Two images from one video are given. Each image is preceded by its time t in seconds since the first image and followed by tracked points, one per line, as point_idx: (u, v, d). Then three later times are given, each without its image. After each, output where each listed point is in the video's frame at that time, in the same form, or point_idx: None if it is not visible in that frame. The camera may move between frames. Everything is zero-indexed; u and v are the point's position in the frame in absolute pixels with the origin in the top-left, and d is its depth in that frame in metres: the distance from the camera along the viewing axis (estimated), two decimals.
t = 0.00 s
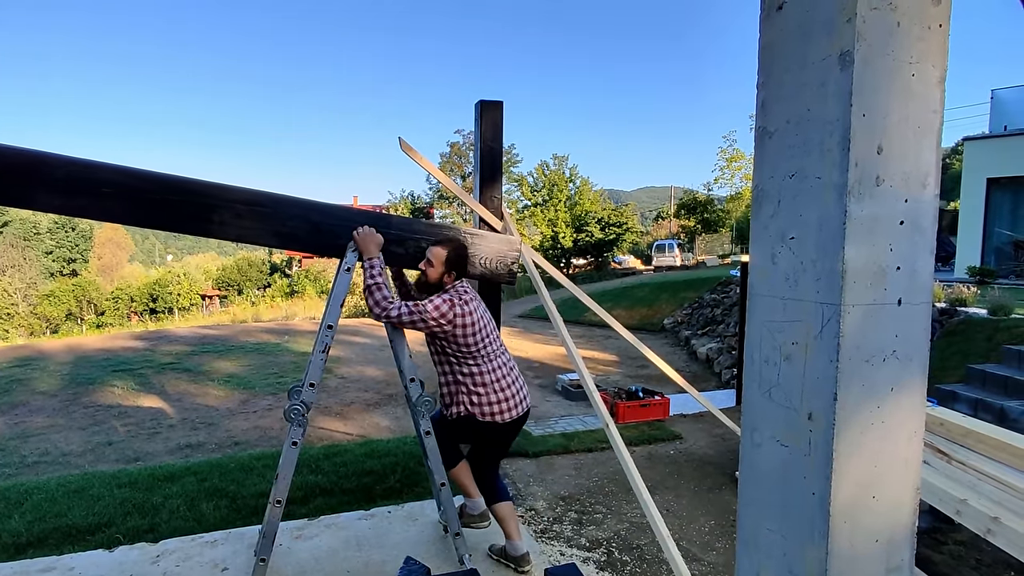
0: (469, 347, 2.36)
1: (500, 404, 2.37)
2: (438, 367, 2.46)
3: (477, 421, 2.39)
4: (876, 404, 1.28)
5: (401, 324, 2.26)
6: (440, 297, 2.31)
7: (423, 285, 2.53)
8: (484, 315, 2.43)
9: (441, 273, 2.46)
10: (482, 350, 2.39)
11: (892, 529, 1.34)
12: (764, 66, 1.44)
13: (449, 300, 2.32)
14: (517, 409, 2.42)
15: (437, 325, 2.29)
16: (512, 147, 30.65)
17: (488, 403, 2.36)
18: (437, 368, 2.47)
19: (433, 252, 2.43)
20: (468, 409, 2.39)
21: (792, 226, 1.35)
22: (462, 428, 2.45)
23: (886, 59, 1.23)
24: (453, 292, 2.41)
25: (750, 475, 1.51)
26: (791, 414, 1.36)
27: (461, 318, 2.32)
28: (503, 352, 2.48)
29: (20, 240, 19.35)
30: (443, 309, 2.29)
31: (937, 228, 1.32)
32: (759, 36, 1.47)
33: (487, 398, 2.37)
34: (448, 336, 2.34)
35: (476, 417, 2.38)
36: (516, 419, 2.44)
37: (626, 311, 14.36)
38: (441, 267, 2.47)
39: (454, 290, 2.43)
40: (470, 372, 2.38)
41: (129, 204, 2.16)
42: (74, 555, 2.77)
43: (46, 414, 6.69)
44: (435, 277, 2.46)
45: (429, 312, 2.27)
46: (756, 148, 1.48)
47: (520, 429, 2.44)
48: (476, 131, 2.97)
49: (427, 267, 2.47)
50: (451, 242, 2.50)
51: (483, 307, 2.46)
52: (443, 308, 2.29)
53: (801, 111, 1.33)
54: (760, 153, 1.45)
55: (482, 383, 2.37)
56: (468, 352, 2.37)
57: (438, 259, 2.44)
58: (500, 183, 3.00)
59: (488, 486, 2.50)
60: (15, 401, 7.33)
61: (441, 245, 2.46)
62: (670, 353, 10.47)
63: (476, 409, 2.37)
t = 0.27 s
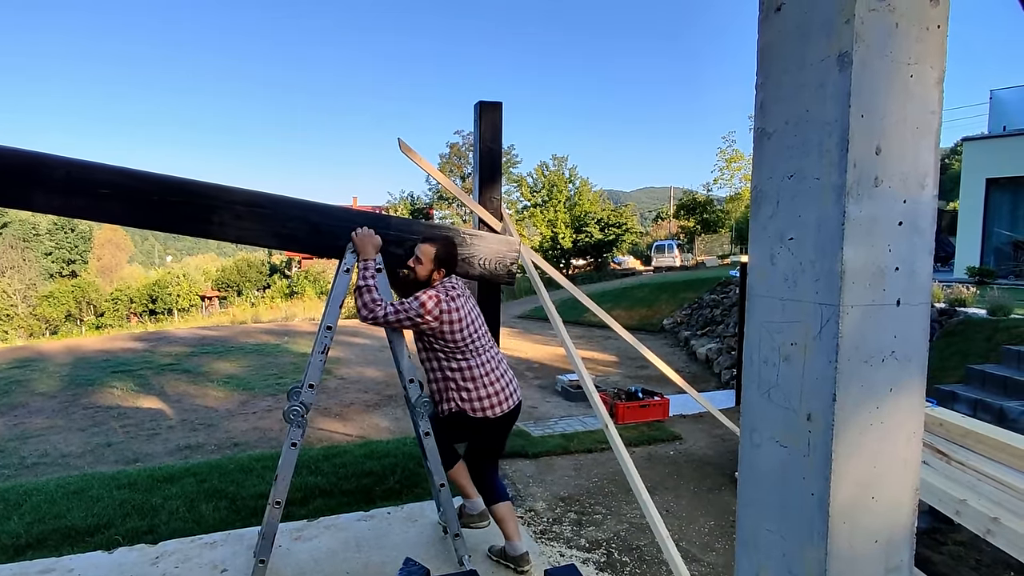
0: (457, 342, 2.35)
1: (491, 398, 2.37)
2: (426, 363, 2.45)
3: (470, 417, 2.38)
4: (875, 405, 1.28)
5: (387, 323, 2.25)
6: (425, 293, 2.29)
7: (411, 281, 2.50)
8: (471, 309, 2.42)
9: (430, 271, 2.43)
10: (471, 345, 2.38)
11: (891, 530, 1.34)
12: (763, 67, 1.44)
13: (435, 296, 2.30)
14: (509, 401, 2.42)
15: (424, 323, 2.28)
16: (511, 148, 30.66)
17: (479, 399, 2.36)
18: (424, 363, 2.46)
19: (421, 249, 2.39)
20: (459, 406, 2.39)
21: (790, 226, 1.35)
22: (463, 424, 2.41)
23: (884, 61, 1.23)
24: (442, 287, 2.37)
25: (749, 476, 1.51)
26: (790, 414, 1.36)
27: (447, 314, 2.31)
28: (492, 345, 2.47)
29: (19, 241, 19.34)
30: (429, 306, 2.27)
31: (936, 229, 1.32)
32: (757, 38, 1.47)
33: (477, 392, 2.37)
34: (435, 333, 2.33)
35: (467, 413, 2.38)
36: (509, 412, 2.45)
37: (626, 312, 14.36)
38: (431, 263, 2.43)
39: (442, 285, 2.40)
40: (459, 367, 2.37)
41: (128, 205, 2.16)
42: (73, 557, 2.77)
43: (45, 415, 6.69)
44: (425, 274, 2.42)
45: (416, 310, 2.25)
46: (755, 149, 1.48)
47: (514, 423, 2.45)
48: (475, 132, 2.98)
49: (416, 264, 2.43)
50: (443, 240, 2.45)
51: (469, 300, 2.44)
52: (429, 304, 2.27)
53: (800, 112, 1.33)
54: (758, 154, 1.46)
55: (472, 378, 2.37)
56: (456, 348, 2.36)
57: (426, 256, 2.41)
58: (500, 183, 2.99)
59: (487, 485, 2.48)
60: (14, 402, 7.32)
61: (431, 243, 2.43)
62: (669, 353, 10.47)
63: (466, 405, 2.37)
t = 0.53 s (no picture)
0: (457, 338, 2.36)
1: (492, 394, 2.37)
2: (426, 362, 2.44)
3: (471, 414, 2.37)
4: (875, 406, 1.28)
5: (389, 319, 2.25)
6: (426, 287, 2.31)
7: (411, 280, 2.50)
8: (471, 306, 2.44)
9: (430, 265, 2.43)
10: (471, 340, 2.40)
11: (891, 531, 1.34)
12: (762, 68, 1.44)
13: (437, 290, 2.32)
14: (508, 397, 2.43)
15: (426, 317, 2.28)
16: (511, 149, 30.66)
17: (480, 395, 2.36)
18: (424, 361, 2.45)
19: (421, 242, 2.41)
20: (459, 403, 2.37)
21: (789, 227, 1.35)
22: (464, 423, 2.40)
23: (882, 62, 1.23)
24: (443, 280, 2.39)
25: (749, 476, 1.51)
26: (789, 415, 1.36)
27: (449, 308, 2.32)
28: (490, 342, 2.48)
29: (19, 243, 19.33)
30: (431, 299, 2.29)
31: (935, 229, 1.32)
32: (756, 38, 1.47)
33: (478, 389, 2.36)
34: (436, 328, 2.34)
35: (468, 409, 2.37)
36: (507, 410, 2.44)
37: (626, 312, 14.36)
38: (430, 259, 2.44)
39: (443, 280, 2.41)
40: (459, 364, 2.37)
41: (127, 205, 2.16)
42: (73, 558, 2.76)
43: (44, 417, 6.68)
44: (425, 269, 2.44)
45: (418, 304, 2.27)
46: (754, 150, 1.49)
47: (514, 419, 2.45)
48: (475, 134, 2.98)
49: (416, 260, 2.44)
50: (439, 232, 2.46)
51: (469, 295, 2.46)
52: (431, 298, 2.29)
53: (799, 113, 1.33)
54: (758, 155, 1.46)
55: (472, 374, 2.37)
56: (457, 344, 2.36)
57: (426, 251, 2.42)
58: (500, 184, 2.98)
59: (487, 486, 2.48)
60: (14, 403, 7.31)
61: (428, 236, 2.43)
62: (669, 354, 10.46)
63: (467, 401, 2.36)
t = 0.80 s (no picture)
0: (461, 334, 2.37)
1: (495, 388, 2.38)
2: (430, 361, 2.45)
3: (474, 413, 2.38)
4: (875, 408, 1.28)
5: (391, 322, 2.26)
6: (426, 286, 2.31)
7: (411, 277, 2.49)
8: (472, 302, 2.44)
9: (430, 261, 2.42)
10: (474, 336, 2.40)
11: (892, 534, 1.34)
12: (762, 70, 1.45)
13: (437, 288, 2.32)
14: (512, 390, 2.44)
15: (427, 315, 2.28)
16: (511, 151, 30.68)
17: (485, 390, 2.36)
18: (428, 358, 2.45)
19: (420, 239, 2.40)
20: (465, 400, 2.38)
21: (790, 229, 1.35)
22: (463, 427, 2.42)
23: (883, 64, 1.23)
24: (442, 276, 2.38)
25: (749, 479, 1.50)
26: (790, 418, 1.35)
27: (450, 306, 2.32)
28: (492, 337, 2.49)
29: (20, 244, 19.35)
30: (432, 297, 2.29)
31: (936, 231, 1.32)
32: (756, 41, 1.47)
33: (482, 383, 2.37)
34: (438, 326, 2.34)
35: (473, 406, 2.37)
36: (510, 403, 2.45)
37: (626, 314, 14.36)
38: (430, 255, 2.43)
39: (443, 276, 2.40)
40: (463, 360, 2.38)
41: (130, 203, 2.16)
42: (73, 560, 2.76)
43: (45, 419, 6.68)
44: (425, 265, 2.42)
45: (419, 303, 2.26)
46: (754, 152, 1.49)
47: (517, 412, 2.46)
48: (475, 137, 2.98)
49: (416, 257, 2.43)
50: (438, 229, 2.43)
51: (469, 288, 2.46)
52: (432, 296, 2.29)
53: (799, 115, 1.33)
54: (758, 158, 1.46)
55: (477, 369, 2.37)
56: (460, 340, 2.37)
57: (425, 247, 2.40)
58: (501, 186, 2.98)
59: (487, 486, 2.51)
60: (15, 405, 7.32)
61: (428, 232, 2.41)
62: (670, 356, 10.45)
63: (473, 398, 2.37)
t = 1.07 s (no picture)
0: (462, 336, 2.38)
1: (498, 387, 2.40)
2: (430, 363, 2.45)
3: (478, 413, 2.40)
4: (877, 414, 1.27)
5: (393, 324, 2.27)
6: (427, 289, 2.31)
7: (412, 277, 2.50)
8: (473, 303, 2.45)
9: (429, 263, 2.43)
10: (475, 337, 2.42)
11: (894, 540, 1.33)
12: (763, 75, 1.45)
13: (439, 290, 2.32)
14: (513, 388, 2.47)
15: (429, 318, 2.29)
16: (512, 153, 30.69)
17: (488, 389, 2.39)
18: (429, 360, 2.46)
19: (420, 240, 2.40)
20: (469, 400, 2.39)
21: (792, 234, 1.35)
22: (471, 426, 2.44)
23: (885, 70, 1.23)
24: (443, 279, 2.39)
25: (751, 483, 1.50)
26: (792, 423, 1.35)
27: (452, 308, 2.33)
28: (493, 337, 2.51)
29: (22, 247, 19.39)
30: (433, 300, 2.29)
31: (937, 236, 1.32)
32: (757, 46, 1.47)
33: (484, 383, 2.39)
34: (440, 328, 2.35)
35: (476, 406, 2.39)
36: (512, 402, 2.48)
37: (627, 317, 14.34)
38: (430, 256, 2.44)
39: (444, 278, 2.41)
40: (465, 360, 2.39)
41: (131, 205, 2.17)
42: (73, 564, 2.76)
43: (46, 421, 6.69)
44: (426, 266, 2.43)
45: (421, 306, 2.27)
46: (756, 157, 1.48)
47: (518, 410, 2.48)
48: (476, 140, 2.99)
49: (416, 258, 2.44)
50: (437, 230, 2.45)
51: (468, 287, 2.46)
52: (433, 299, 2.29)
53: (800, 120, 1.33)
54: (759, 163, 1.46)
55: (478, 370, 2.40)
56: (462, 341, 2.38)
57: (425, 248, 2.41)
58: (501, 189, 2.98)
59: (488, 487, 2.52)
60: (16, 407, 7.32)
61: (428, 233, 2.43)
62: (671, 359, 10.44)
63: (475, 398, 2.39)
